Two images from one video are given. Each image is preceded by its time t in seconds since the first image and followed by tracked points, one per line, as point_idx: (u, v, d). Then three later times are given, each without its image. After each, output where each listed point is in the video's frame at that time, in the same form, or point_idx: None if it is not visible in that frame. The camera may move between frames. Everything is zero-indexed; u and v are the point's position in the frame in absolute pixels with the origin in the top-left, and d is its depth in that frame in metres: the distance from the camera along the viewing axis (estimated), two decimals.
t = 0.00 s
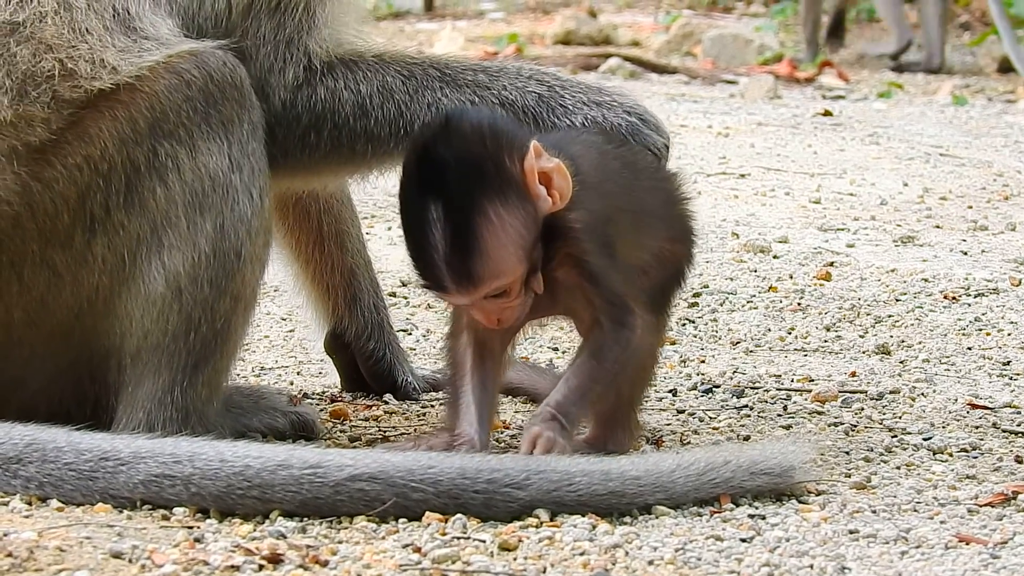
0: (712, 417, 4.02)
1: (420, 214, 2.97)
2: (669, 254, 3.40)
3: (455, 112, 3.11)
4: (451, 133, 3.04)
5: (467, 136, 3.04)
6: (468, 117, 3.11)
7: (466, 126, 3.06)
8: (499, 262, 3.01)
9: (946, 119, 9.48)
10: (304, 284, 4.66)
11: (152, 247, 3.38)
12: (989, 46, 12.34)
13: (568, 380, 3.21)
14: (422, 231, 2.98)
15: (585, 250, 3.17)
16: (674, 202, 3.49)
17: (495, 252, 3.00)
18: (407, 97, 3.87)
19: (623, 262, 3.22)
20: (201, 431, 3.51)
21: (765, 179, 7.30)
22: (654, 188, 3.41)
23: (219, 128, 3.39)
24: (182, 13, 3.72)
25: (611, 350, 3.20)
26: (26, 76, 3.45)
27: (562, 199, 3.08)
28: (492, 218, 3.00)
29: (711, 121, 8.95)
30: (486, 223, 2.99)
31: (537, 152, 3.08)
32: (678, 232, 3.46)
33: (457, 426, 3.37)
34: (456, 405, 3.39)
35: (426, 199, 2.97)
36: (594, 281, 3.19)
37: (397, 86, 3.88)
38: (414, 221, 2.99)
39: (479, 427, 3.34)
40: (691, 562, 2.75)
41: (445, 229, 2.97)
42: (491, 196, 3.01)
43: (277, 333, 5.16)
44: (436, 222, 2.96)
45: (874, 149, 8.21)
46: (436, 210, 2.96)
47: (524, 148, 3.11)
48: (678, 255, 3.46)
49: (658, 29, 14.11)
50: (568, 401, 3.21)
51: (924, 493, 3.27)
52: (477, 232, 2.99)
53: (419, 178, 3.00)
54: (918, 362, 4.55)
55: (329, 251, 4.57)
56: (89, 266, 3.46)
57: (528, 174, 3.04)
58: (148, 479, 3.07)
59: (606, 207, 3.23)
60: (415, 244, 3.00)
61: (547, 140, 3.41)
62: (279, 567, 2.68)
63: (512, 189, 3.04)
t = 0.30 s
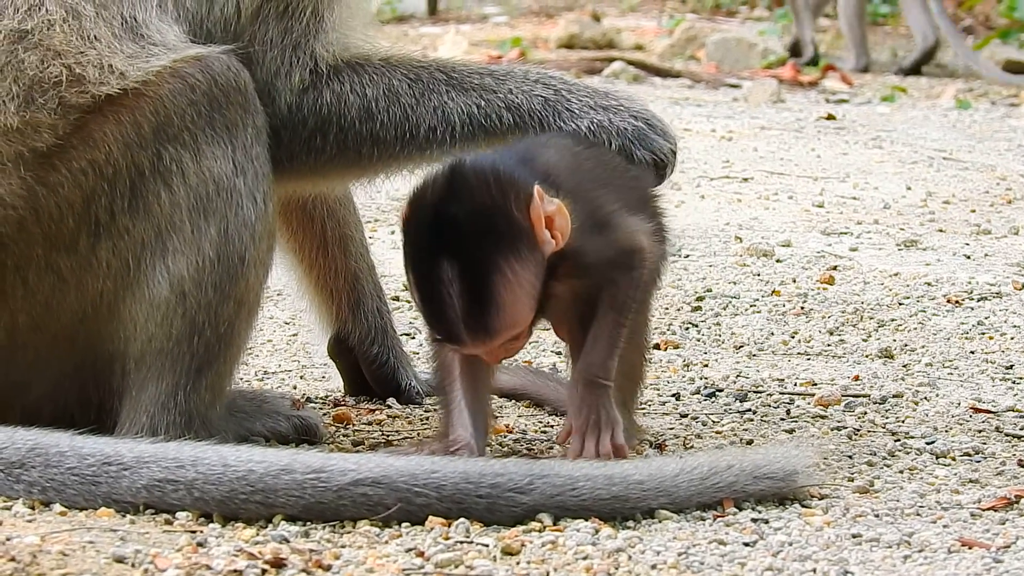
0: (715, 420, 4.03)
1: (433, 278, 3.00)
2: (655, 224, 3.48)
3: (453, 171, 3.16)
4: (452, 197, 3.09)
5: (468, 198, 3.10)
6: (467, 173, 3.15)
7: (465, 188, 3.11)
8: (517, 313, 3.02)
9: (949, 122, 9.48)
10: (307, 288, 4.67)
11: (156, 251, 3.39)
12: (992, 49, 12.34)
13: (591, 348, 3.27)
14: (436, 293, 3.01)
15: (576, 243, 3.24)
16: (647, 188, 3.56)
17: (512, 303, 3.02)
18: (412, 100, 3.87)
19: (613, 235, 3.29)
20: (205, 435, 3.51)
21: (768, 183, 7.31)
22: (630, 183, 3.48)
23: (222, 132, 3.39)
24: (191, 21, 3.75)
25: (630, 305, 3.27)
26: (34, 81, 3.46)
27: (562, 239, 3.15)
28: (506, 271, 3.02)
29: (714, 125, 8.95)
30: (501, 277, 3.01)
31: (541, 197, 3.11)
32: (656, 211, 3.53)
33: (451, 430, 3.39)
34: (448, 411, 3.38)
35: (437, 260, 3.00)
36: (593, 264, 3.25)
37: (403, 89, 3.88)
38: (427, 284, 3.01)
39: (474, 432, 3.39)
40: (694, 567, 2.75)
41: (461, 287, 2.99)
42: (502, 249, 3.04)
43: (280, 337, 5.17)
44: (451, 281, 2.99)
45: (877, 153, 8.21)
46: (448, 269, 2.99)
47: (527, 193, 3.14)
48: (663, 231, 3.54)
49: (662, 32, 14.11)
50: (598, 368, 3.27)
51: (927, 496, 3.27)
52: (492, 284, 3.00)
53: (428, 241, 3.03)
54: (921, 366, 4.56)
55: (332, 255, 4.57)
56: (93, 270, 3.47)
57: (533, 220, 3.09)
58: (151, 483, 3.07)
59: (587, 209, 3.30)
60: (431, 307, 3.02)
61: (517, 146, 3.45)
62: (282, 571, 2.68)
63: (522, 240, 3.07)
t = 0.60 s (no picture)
0: (715, 425, 4.03)
1: (439, 323, 3.04)
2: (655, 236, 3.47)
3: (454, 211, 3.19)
4: (454, 241, 3.13)
5: (470, 239, 3.13)
6: (468, 213, 3.17)
7: (466, 231, 3.14)
8: (528, 349, 3.04)
9: (949, 128, 9.49)
10: (307, 294, 4.67)
11: (157, 256, 3.40)
12: (993, 54, 12.35)
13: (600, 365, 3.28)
14: (444, 337, 3.04)
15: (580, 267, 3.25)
16: (648, 199, 3.55)
17: (521, 340, 3.04)
18: (412, 107, 3.88)
19: (614, 252, 3.30)
20: (205, 439, 3.52)
21: (769, 188, 7.31)
22: (629, 196, 3.46)
23: (223, 137, 3.40)
24: (192, 26, 3.73)
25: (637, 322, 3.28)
26: (37, 88, 3.47)
27: (570, 272, 3.14)
28: (513, 310, 3.05)
29: (715, 129, 8.96)
30: (508, 316, 3.04)
31: (541, 232, 3.12)
32: (658, 223, 3.53)
33: (449, 437, 3.39)
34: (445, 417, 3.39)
35: (441, 305, 3.04)
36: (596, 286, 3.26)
37: (404, 96, 3.89)
38: (435, 328, 3.06)
39: (472, 437, 3.38)
40: (694, 571, 2.75)
41: (467, 329, 3.03)
42: (508, 288, 3.07)
43: (281, 342, 5.18)
44: (458, 325, 3.03)
45: (878, 158, 8.22)
46: (454, 313, 3.03)
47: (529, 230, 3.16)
48: (664, 243, 3.53)
49: (662, 37, 14.12)
50: (610, 387, 3.29)
51: (927, 501, 3.27)
52: (499, 324, 3.03)
53: (432, 287, 3.07)
54: (921, 371, 4.56)
55: (332, 261, 4.58)
56: (94, 275, 3.48)
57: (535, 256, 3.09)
58: (150, 488, 3.08)
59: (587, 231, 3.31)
60: (440, 351, 3.06)
61: (517, 166, 3.43)
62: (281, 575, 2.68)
63: (527, 275, 3.09)
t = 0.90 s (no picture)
0: (712, 430, 4.03)
1: (446, 322, 3.05)
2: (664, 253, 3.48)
3: (475, 213, 3.18)
4: (471, 242, 3.13)
5: (488, 243, 3.12)
6: (489, 216, 3.17)
7: (485, 233, 3.14)
8: (531, 359, 3.07)
9: (947, 133, 9.49)
10: (303, 300, 4.67)
11: (156, 261, 3.40)
12: (990, 59, 12.36)
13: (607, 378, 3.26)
14: (449, 336, 3.05)
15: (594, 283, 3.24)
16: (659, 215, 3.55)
17: (524, 349, 3.06)
18: (413, 115, 3.88)
19: (627, 267, 3.29)
20: (202, 445, 3.52)
21: (766, 193, 7.31)
22: (640, 210, 3.47)
23: (222, 143, 3.40)
24: (195, 32, 3.75)
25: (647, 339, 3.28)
26: (38, 96, 3.46)
27: (585, 292, 3.10)
28: (521, 319, 3.07)
29: (712, 135, 8.96)
30: (515, 323, 3.06)
31: (566, 248, 3.08)
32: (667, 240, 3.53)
33: (447, 441, 3.39)
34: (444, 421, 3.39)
35: (451, 304, 3.05)
36: (607, 303, 3.24)
37: (405, 103, 3.89)
38: (441, 325, 3.06)
39: (471, 441, 3.38)
40: None
41: (475, 331, 3.04)
42: (519, 297, 3.08)
43: (278, 347, 5.18)
44: (465, 326, 3.04)
45: (875, 163, 8.22)
46: (463, 314, 3.04)
47: (549, 242, 3.14)
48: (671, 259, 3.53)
49: (660, 43, 14.13)
50: (615, 401, 3.27)
51: (924, 506, 3.27)
52: (505, 330, 3.05)
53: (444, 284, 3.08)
54: (918, 376, 4.56)
55: (329, 267, 4.58)
56: (93, 281, 3.48)
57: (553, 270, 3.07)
58: (147, 494, 3.07)
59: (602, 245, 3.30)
60: (445, 348, 3.07)
61: (533, 176, 3.44)
62: None
63: (540, 287, 3.09)
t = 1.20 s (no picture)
0: (709, 433, 4.03)
1: (422, 320, 3.06)
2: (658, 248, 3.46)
3: (445, 204, 3.18)
4: (445, 237, 3.12)
5: (461, 237, 3.11)
6: (459, 206, 3.16)
7: (456, 226, 3.13)
8: (507, 350, 3.07)
9: (944, 137, 9.50)
10: (300, 304, 4.68)
11: (155, 264, 3.40)
12: (988, 63, 12.36)
13: (573, 352, 3.24)
14: (427, 334, 3.07)
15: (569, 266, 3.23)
16: (654, 212, 3.53)
17: (501, 338, 3.06)
18: (416, 123, 3.89)
19: (609, 256, 3.29)
20: (199, 448, 3.52)
21: (764, 197, 7.31)
22: (626, 198, 3.47)
23: (222, 146, 3.40)
24: (199, 36, 3.74)
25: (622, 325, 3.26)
26: (42, 99, 3.46)
27: (557, 272, 3.11)
28: (496, 309, 3.06)
29: (710, 139, 8.96)
30: (490, 314, 3.05)
31: (536, 234, 3.07)
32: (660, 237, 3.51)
33: (440, 443, 3.40)
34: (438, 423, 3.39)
35: (426, 301, 3.05)
36: (581, 286, 3.24)
37: (407, 112, 3.89)
38: (417, 320, 3.07)
39: (464, 442, 3.39)
40: None
41: (450, 324, 3.04)
42: (493, 289, 3.06)
43: (275, 350, 5.18)
44: (440, 320, 3.04)
45: (873, 167, 8.22)
46: (437, 308, 3.04)
47: (520, 229, 3.13)
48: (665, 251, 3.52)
49: (658, 47, 14.13)
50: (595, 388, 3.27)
51: (921, 509, 3.27)
52: (480, 323, 3.05)
53: (417, 278, 3.07)
54: (915, 379, 4.56)
55: (325, 270, 4.58)
56: (93, 284, 3.48)
57: (524, 257, 3.07)
58: (144, 497, 3.07)
59: (583, 229, 3.30)
60: (422, 345, 3.09)
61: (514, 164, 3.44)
62: None
63: (514, 278, 3.07)
